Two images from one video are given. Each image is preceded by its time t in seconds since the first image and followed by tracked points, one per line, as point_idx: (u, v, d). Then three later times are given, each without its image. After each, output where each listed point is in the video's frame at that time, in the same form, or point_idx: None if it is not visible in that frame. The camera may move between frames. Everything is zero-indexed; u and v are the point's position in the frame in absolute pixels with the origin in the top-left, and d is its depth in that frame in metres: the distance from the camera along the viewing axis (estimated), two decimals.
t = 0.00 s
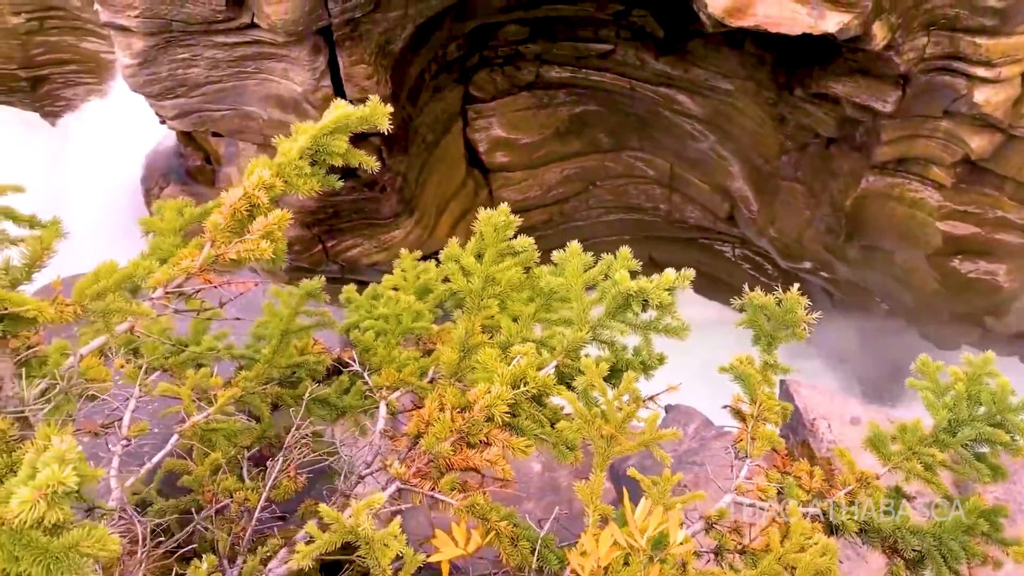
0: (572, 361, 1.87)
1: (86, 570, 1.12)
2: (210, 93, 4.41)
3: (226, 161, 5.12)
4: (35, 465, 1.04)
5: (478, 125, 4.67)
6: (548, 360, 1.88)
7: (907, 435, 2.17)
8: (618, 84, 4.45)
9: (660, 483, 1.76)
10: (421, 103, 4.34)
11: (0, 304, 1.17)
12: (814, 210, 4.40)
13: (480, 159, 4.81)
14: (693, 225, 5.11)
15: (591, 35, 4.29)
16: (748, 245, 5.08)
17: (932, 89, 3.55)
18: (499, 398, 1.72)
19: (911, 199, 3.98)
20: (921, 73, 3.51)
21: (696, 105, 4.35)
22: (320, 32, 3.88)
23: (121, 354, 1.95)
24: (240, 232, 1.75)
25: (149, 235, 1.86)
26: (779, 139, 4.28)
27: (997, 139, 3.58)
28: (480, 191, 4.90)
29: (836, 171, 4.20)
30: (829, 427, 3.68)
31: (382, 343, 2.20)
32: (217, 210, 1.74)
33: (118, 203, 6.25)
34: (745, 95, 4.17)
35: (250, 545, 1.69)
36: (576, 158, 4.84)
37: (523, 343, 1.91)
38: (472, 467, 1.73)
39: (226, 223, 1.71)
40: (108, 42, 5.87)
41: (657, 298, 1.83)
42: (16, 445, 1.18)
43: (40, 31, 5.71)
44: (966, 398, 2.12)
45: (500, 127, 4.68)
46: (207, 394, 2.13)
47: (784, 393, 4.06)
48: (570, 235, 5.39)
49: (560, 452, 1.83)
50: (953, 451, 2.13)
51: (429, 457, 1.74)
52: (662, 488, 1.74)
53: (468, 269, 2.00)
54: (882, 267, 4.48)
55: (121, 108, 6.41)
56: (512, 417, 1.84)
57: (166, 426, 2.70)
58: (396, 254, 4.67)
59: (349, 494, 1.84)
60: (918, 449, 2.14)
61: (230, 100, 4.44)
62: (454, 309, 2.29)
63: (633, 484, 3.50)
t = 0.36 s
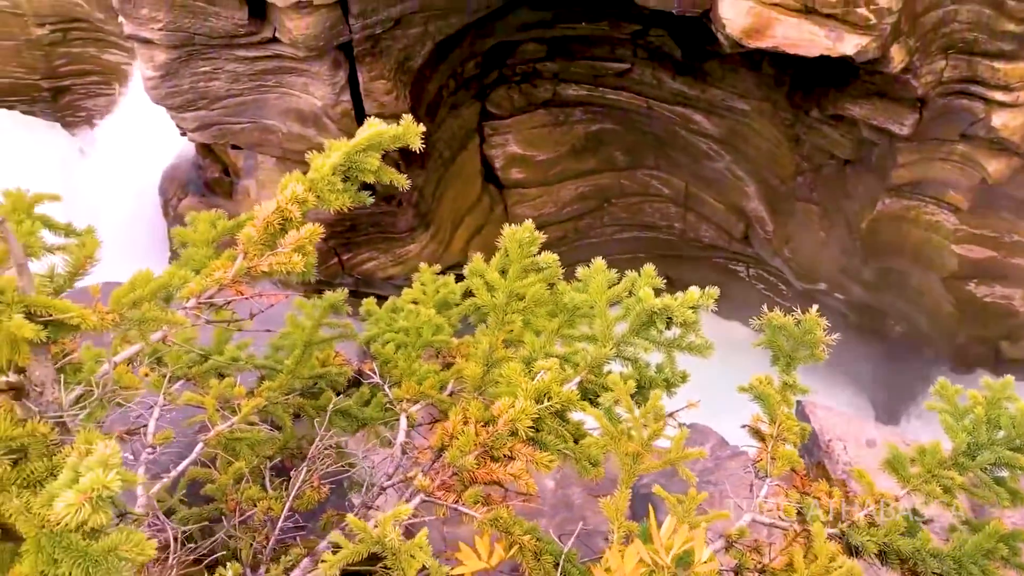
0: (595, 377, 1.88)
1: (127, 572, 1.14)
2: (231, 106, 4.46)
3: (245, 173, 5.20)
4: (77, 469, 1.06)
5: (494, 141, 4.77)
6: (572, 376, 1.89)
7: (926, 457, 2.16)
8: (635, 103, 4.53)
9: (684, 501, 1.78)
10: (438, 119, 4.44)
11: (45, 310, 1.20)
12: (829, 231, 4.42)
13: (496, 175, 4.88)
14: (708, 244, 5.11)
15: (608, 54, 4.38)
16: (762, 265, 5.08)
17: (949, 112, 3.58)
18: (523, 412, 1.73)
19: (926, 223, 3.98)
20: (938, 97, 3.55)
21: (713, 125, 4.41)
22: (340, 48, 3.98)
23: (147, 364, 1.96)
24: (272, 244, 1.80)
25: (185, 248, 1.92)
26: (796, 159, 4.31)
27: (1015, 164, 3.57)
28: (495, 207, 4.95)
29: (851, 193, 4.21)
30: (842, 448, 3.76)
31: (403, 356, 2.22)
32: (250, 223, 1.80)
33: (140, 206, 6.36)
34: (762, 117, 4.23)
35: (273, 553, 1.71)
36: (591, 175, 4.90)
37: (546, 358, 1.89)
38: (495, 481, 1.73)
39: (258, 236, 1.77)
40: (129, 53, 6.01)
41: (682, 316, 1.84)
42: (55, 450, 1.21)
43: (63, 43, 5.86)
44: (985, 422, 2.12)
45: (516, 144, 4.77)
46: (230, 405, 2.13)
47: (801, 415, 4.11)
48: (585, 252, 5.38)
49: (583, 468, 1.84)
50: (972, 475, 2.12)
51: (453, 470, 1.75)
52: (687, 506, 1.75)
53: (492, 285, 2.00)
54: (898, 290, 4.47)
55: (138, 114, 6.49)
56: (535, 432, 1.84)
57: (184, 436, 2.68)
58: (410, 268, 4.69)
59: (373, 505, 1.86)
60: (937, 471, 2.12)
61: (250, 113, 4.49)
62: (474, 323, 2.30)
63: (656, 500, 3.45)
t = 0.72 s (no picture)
0: (613, 402, 1.90)
1: None
2: (248, 125, 4.52)
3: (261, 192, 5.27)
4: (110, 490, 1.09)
5: (508, 161, 4.86)
6: (590, 402, 1.89)
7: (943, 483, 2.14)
8: (649, 125, 4.60)
9: (701, 526, 1.78)
10: (453, 139, 4.54)
11: (80, 333, 1.23)
12: (844, 254, 4.41)
13: (510, 196, 4.97)
14: (722, 266, 5.12)
15: (623, 76, 4.44)
16: (776, 287, 5.08)
17: (963, 137, 3.60)
18: (541, 436, 1.73)
19: (942, 246, 3.98)
20: (953, 120, 3.58)
21: (727, 148, 4.49)
22: (357, 68, 4.04)
23: (169, 383, 1.99)
24: (293, 266, 1.81)
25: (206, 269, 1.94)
26: (810, 183, 4.27)
27: None
28: (510, 227, 5.01)
29: (866, 216, 4.21)
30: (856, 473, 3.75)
31: (421, 378, 2.23)
32: (272, 244, 1.81)
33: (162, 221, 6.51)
34: (775, 139, 4.27)
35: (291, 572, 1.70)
36: (604, 197, 4.97)
37: (565, 382, 1.92)
38: (513, 504, 1.73)
39: (281, 257, 1.78)
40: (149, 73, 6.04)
41: (699, 343, 1.86)
42: (87, 470, 1.23)
43: (83, 62, 5.91)
44: (1004, 450, 2.10)
45: (530, 164, 4.85)
46: (252, 424, 2.15)
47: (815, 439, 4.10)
48: (599, 272, 5.39)
49: (601, 492, 1.85)
50: (989, 502, 2.10)
51: (472, 493, 1.77)
52: (703, 531, 1.75)
53: (512, 308, 2.05)
54: (913, 314, 4.45)
55: (160, 131, 6.57)
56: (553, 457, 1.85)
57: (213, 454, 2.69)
58: (424, 287, 4.72)
59: (391, 526, 1.88)
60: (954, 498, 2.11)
61: (267, 132, 4.54)
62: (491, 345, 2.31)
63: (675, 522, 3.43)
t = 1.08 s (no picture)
0: (639, 426, 1.89)
1: None
2: (272, 144, 4.56)
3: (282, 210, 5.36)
4: (156, 503, 1.11)
5: (528, 183, 4.90)
6: (616, 424, 1.88)
7: (970, 513, 2.11)
8: (669, 149, 4.69)
9: (729, 551, 1.75)
10: (474, 160, 4.62)
11: (127, 348, 1.26)
12: (863, 281, 4.41)
13: (529, 218, 5.02)
14: (741, 291, 5.10)
15: (645, 101, 4.56)
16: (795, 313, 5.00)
17: (988, 164, 3.61)
18: (568, 458, 1.72)
19: (964, 275, 4.00)
20: (976, 149, 3.58)
21: (748, 173, 4.52)
22: (380, 90, 4.12)
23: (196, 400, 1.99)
24: (328, 287, 1.85)
25: (241, 287, 1.97)
26: (831, 210, 4.33)
27: None
28: (528, 248, 5.05)
29: (887, 244, 4.25)
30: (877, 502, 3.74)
31: (443, 398, 2.21)
32: (308, 266, 1.86)
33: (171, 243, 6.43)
34: (796, 165, 4.31)
35: None
36: (622, 220, 5.00)
37: (590, 406, 1.90)
38: (540, 525, 1.73)
39: (316, 278, 1.82)
40: (173, 91, 6.18)
41: (726, 366, 1.84)
42: (129, 483, 1.25)
43: (109, 78, 6.07)
44: None
45: (550, 187, 4.89)
46: (277, 441, 2.15)
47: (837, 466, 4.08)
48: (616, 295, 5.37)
49: (627, 515, 1.83)
50: (1018, 535, 2.07)
51: (499, 513, 1.75)
52: (731, 557, 1.73)
53: (538, 330, 2.03)
54: (934, 343, 4.43)
55: (181, 153, 6.64)
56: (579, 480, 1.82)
57: (238, 470, 2.82)
58: (442, 307, 4.75)
59: (416, 544, 1.87)
60: (980, 528, 2.08)
61: (290, 151, 4.58)
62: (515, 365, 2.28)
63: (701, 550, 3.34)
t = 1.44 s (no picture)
0: (671, 447, 1.89)
1: None
2: (299, 160, 4.61)
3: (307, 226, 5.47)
4: (207, 509, 1.14)
5: (551, 204, 4.89)
6: (649, 445, 1.87)
7: (1004, 543, 2.07)
8: (694, 171, 4.72)
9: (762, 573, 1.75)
10: (499, 178, 4.67)
11: (178, 356, 1.29)
12: (889, 307, 4.39)
13: (552, 237, 5.02)
14: (767, 316, 5.09)
15: (670, 122, 4.61)
16: (819, 337, 4.97)
17: (1018, 192, 3.57)
18: (601, 477, 1.71)
19: (991, 303, 3.91)
20: (1005, 176, 3.55)
21: (773, 197, 4.56)
22: (407, 108, 4.17)
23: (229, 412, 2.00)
24: (363, 302, 1.86)
25: (277, 301, 1.99)
26: (856, 236, 4.35)
27: None
28: (550, 267, 5.05)
29: (914, 270, 4.20)
30: (904, 531, 3.71)
31: (474, 416, 2.21)
32: (344, 280, 1.86)
33: (197, 251, 6.47)
34: (823, 190, 4.35)
35: None
36: (645, 241, 5.01)
37: (623, 426, 1.89)
38: (573, 544, 1.69)
39: (352, 292, 1.83)
40: (201, 105, 6.26)
41: (761, 392, 1.85)
42: (176, 490, 1.28)
43: (138, 92, 6.17)
44: None
45: (574, 208, 4.88)
46: (309, 453, 2.18)
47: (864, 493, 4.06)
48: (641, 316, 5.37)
49: (659, 536, 1.82)
50: None
51: (531, 530, 1.74)
52: None
53: (571, 349, 2.01)
54: (961, 370, 4.35)
55: (210, 164, 6.73)
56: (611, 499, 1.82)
57: (273, 483, 2.89)
58: (464, 324, 4.77)
59: (446, 560, 1.88)
60: (1014, 558, 2.04)
61: (317, 168, 4.64)
62: (545, 385, 2.28)
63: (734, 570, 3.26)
